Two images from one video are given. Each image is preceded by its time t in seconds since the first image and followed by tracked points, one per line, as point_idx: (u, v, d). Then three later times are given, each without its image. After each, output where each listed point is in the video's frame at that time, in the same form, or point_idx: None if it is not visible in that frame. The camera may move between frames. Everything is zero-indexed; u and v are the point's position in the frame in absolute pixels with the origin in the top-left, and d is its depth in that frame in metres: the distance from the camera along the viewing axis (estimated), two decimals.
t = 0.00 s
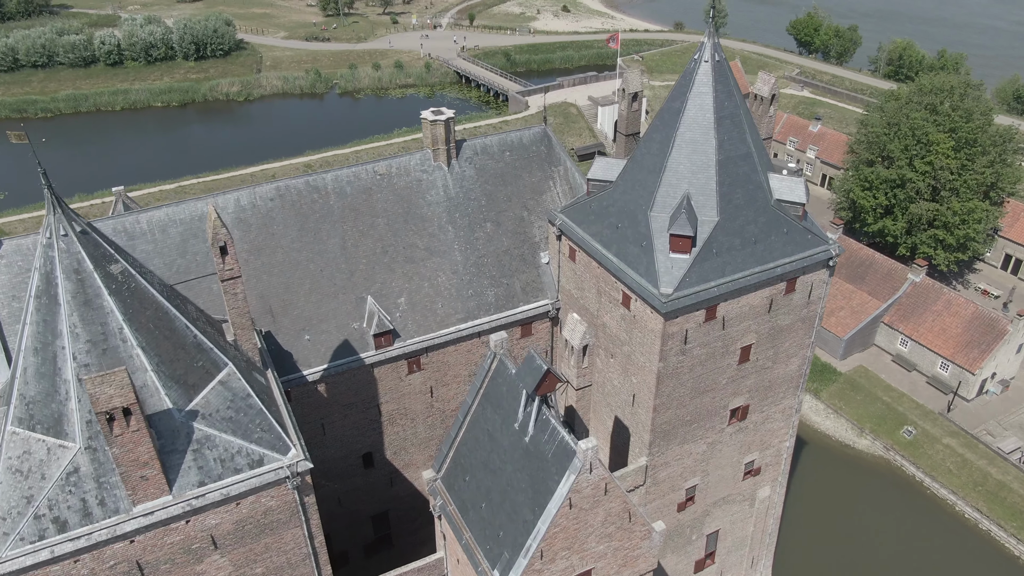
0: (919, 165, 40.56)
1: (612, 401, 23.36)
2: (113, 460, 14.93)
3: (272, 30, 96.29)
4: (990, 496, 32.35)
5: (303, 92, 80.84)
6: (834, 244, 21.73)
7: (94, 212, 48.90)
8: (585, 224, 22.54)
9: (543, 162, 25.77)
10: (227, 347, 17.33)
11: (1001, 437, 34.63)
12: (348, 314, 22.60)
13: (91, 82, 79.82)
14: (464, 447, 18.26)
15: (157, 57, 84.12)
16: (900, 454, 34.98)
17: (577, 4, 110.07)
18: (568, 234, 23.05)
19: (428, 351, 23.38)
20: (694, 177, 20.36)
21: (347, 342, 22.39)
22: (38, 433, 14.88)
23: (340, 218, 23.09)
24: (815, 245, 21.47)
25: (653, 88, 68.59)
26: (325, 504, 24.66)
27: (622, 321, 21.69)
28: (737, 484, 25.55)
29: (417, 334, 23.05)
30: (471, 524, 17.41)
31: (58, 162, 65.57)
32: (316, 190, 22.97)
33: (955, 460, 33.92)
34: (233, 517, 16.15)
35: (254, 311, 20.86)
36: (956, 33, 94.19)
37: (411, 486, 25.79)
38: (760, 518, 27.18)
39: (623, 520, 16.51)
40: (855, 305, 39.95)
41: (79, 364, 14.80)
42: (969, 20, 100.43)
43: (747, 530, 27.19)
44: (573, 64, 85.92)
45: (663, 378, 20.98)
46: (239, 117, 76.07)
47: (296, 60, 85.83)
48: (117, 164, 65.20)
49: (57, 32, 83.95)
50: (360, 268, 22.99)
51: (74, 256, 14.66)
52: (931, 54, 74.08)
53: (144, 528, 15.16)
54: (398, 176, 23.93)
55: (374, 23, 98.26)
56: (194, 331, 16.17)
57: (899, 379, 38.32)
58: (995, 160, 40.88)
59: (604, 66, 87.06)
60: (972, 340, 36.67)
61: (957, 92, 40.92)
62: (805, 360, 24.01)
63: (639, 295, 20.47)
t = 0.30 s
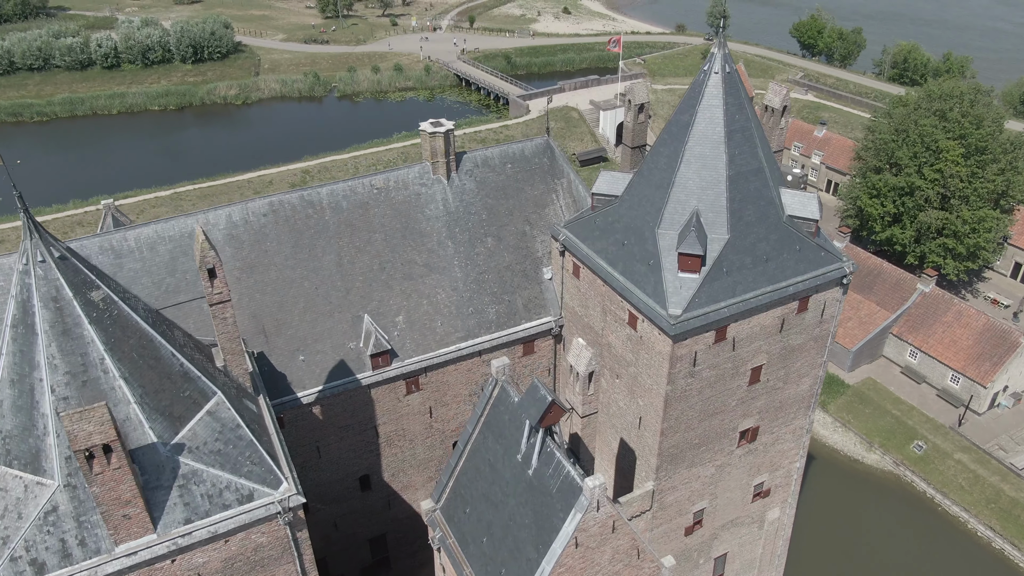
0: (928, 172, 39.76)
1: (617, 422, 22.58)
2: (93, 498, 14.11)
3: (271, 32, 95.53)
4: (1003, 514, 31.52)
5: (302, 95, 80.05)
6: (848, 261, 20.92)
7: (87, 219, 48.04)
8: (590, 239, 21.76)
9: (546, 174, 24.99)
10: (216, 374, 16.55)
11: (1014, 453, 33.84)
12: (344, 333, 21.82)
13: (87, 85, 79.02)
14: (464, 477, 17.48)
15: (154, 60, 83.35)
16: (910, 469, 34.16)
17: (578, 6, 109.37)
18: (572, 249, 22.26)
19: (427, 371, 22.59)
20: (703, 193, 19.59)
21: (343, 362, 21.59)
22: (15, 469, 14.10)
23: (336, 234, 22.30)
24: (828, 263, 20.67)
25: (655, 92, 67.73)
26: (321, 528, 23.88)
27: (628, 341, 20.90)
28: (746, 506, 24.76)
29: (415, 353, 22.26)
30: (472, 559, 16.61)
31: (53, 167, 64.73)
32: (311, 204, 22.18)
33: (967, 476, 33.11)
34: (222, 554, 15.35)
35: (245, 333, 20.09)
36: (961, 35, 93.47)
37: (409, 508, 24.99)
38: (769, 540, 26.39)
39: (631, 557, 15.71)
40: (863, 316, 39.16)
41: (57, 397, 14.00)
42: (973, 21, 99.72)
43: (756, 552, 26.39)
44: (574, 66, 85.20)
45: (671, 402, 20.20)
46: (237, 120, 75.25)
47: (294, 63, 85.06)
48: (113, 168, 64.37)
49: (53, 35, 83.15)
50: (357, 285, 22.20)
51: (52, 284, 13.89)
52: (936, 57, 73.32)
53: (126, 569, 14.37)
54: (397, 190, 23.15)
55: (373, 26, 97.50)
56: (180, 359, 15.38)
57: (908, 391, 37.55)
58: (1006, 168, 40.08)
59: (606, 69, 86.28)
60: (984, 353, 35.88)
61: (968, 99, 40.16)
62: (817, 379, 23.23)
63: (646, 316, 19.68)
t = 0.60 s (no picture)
0: (937, 180, 39.00)
1: (623, 446, 21.78)
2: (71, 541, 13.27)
3: (269, 34, 94.75)
4: (1017, 532, 30.69)
5: (300, 98, 79.26)
6: (863, 280, 20.10)
7: (81, 226, 47.19)
8: (595, 256, 20.97)
9: (548, 187, 24.25)
10: (204, 404, 15.74)
11: None
12: (340, 354, 21.01)
13: (84, 88, 78.22)
14: (464, 510, 16.67)
15: (151, 62, 82.55)
16: (921, 485, 33.30)
17: (579, 8, 108.61)
18: (576, 266, 21.46)
19: (426, 392, 21.79)
20: (713, 211, 18.83)
21: (338, 385, 20.78)
22: None
23: (331, 251, 21.52)
24: (843, 282, 19.86)
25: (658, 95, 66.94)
26: (317, 553, 23.10)
27: (635, 363, 20.09)
28: (756, 530, 23.97)
29: (413, 375, 21.45)
30: None
31: (49, 172, 63.87)
32: (305, 220, 21.41)
33: (980, 493, 32.29)
34: None
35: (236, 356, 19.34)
36: (965, 37, 92.75)
37: (408, 531, 24.17)
38: (778, 563, 25.59)
39: None
40: (870, 327, 38.44)
41: (33, 434, 13.15)
42: (976, 23, 99.05)
43: None
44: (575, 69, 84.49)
45: (680, 427, 19.40)
46: (236, 124, 74.41)
47: (293, 65, 84.32)
48: (109, 173, 63.51)
49: (49, 37, 82.34)
50: (353, 304, 21.42)
51: (28, 314, 13.13)
52: (941, 60, 72.54)
53: None
54: (395, 205, 22.37)
55: (373, 28, 96.71)
56: (165, 390, 14.61)
57: (918, 404, 36.76)
58: (1016, 176, 39.37)
59: (607, 72, 85.54)
60: (996, 365, 35.08)
61: (977, 106, 39.49)
62: (830, 400, 22.44)
63: (654, 338, 18.86)
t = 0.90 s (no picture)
0: (947, 188, 38.24)
1: (629, 470, 21.00)
2: None
3: (268, 36, 93.93)
4: None
5: (298, 101, 78.48)
6: (880, 300, 19.28)
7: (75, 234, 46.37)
8: (599, 275, 20.18)
9: (551, 201, 23.47)
10: (190, 437, 14.96)
11: None
12: (335, 376, 20.23)
13: (80, 91, 77.45)
14: (463, 546, 15.87)
15: (148, 65, 81.74)
16: (932, 501, 32.39)
17: (580, 10, 107.76)
18: (580, 285, 20.67)
19: (424, 415, 20.99)
20: (724, 229, 18.06)
21: (333, 409, 19.98)
22: None
23: (326, 268, 20.74)
24: (859, 302, 19.04)
25: (660, 99, 66.13)
26: None
27: (642, 387, 19.31)
28: (766, 556, 23.18)
29: (411, 397, 20.64)
30: None
31: (43, 176, 63.04)
32: (299, 237, 20.62)
33: (992, 511, 31.50)
34: None
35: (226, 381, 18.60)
36: (968, 39, 91.98)
37: (406, 556, 23.35)
38: None
39: None
40: (880, 339, 37.63)
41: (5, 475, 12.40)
42: (981, 25, 98.27)
43: None
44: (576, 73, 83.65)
45: (688, 454, 18.62)
46: (234, 127, 73.56)
47: (292, 68, 83.54)
48: (105, 177, 62.67)
49: (45, 40, 81.57)
50: (349, 324, 20.63)
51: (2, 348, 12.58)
52: (946, 63, 71.71)
53: None
54: (392, 221, 21.58)
55: (372, 30, 95.88)
56: (149, 424, 13.85)
57: (928, 417, 35.99)
58: None
59: (608, 75, 84.76)
60: (1009, 379, 34.27)
61: (988, 113, 38.78)
62: (843, 423, 21.66)
63: (661, 362, 18.06)
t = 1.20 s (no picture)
0: (957, 198, 37.47)
1: (635, 497, 20.19)
2: None
3: (266, 39, 93.22)
4: None
5: (297, 105, 77.76)
6: (897, 322, 18.51)
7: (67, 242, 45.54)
8: (604, 295, 19.40)
9: (554, 216, 22.71)
10: (175, 473, 14.13)
11: None
12: (330, 400, 19.45)
13: (76, 95, 76.71)
14: None
15: (145, 68, 80.98)
16: (943, 519, 31.50)
17: (581, 12, 107.00)
18: (585, 304, 19.89)
19: (423, 439, 20.21)
20: (735, 249, 17.30)
21: (328, 434, 19.19)
22: None
23: (320, 288, 19.98)
24: (876, 324, 18.25)
25: (662, 103, 65.40)
26: None
27: (649, 413, 18.53)
28: None
29: (409, 422, 19.87)
30: None
31: (38, 180, 62.21)
32: (292, 255, 19.87)
33: (1006, 530, 30.68)
34: None
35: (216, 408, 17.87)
36: (973, 42, 91.27)
37: None
38: None
39: None
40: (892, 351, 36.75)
41: None
42: (985, 28, 97.58)
43: None
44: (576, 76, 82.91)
45: (698, 483, 17.84)
46: (232, 131, 72.77)
47: (290, 71, 82.82)
48: (100, 182, 61.87)
49: (41, 43, 80.79)
50: (344, 346, 19.86)
51: None
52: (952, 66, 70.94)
53: None
54: (389, 238, 20.82)
55: (371, 32, 95.15)
56: (130, 463, 13.00)
57: (938, 431, 35.21)
58: None
59: (609, 78, 84.03)
60: (1021, 394, 33.54)
61: (999, 121, 38.08)
62: (856, 447, 20.90)
63: (670, 388, 17.28)
